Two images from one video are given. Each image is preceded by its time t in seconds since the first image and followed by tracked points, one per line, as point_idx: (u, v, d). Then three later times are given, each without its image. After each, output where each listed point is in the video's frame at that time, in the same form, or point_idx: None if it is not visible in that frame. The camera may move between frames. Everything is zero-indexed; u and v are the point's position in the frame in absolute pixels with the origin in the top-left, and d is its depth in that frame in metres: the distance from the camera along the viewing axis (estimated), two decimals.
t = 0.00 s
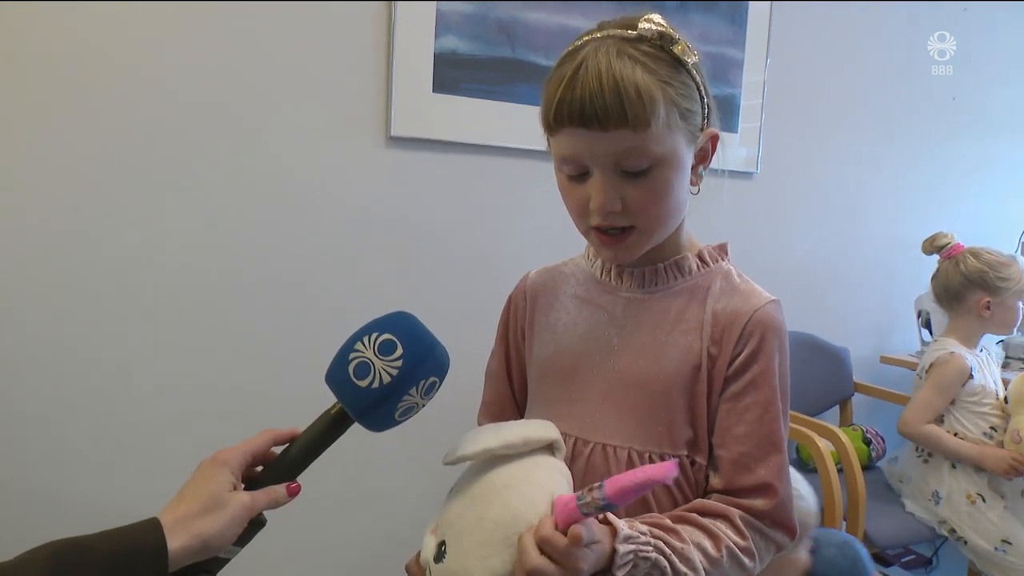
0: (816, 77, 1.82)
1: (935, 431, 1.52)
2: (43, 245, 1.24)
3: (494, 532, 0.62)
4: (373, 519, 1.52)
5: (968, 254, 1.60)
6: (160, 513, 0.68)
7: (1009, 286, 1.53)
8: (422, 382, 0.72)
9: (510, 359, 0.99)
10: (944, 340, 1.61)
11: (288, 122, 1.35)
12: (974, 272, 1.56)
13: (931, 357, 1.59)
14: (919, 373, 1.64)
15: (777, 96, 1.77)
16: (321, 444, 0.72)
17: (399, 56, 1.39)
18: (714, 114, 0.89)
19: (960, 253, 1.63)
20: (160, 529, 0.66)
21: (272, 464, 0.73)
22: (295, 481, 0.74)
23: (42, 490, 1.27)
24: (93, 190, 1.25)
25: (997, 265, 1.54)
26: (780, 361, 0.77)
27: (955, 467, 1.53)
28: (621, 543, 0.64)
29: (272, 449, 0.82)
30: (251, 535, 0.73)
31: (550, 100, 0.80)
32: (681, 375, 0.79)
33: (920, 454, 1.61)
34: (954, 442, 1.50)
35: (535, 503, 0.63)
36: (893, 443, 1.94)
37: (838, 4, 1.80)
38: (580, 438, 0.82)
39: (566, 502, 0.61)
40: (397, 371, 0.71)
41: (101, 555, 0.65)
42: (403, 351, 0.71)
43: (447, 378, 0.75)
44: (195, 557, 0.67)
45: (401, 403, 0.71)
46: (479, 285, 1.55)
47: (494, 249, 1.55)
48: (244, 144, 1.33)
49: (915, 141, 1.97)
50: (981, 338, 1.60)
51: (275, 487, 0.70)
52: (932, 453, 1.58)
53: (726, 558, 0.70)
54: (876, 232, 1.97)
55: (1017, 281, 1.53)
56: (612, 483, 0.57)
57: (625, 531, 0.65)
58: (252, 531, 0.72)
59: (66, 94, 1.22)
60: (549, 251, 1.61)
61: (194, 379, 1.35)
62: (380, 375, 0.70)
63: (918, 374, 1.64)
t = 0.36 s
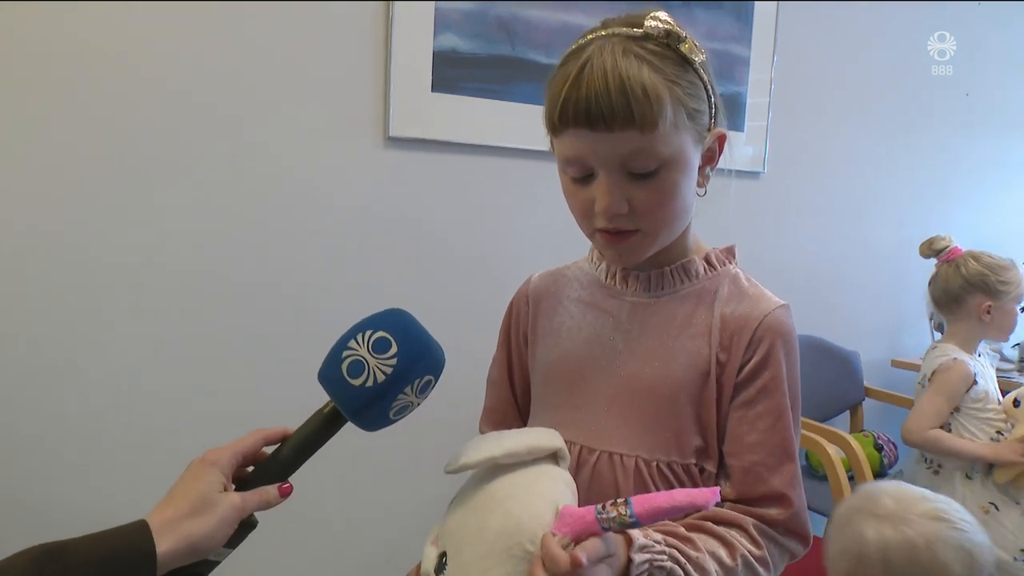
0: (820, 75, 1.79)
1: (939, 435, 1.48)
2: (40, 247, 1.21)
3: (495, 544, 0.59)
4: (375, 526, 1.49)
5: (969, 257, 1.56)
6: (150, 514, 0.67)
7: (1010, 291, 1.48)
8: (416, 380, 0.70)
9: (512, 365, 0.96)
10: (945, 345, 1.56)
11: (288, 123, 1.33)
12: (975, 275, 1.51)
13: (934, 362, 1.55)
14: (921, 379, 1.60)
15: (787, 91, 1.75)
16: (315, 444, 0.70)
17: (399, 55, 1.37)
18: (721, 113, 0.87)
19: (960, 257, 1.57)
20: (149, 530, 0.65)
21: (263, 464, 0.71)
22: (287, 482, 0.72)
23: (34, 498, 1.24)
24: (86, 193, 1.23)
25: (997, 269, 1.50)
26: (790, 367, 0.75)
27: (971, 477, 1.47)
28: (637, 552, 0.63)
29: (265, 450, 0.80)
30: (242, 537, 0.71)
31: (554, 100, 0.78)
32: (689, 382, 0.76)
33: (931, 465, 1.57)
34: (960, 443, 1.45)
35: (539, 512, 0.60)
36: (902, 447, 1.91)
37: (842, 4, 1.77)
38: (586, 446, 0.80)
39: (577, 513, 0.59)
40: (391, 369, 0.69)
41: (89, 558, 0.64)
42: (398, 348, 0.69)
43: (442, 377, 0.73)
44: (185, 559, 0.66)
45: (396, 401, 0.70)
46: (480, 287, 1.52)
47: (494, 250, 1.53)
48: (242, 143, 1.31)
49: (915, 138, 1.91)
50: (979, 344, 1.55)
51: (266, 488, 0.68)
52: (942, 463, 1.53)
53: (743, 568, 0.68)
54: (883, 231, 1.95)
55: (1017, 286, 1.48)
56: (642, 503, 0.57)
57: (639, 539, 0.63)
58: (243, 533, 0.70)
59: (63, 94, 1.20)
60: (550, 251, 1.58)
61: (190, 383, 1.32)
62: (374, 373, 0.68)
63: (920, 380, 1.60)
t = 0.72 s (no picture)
0: (826, 71, 1.77)
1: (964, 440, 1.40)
2: (41, 243, 1.21)
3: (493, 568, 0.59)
4: (377, 525, 1.48)
5: (962, 256, 1.56)
6: (142, 480, 0.67)
7: (1003, 289, 1.50)
8: (415, 369, 0.72)
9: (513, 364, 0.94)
10: (940, 345, 1.54)
11: (291, 122, 1.33)
12: (970, 273, 1.52)
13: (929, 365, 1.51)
14: (919, 382, 1.55)
15: (792, 87, 1.73)
16: (314, 424, 0.71)
17: (400, 52, 1.36)
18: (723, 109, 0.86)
19: (953, 257, 1.57)
20: (141, 498, 0.64)
21: (256, 441, 0.72)
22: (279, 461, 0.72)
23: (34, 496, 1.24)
24: (85, 190, 1.23)
25: (988, 267, 1.51)
26: (795, 365, 0.73)
27: (977, 479, 1.46)
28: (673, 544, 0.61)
29: (260, 429, 0.81)
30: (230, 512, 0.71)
31: (556, 96, 0.77)
32: (693, 380, 0.75)
33: (936, 468, 1.52)
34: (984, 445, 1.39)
35: (540, 539, 0.59)
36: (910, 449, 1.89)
37: None
38: (590, 445, 0.78)
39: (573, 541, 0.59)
40: (391, 356, 0.71)
41: (80, 523, 0.63)
42: (399, 337, 0.71)
43: (441, 370, 0.76)
44: (175, 529, 0.66)
45: (393, 390, 0.72)
46: (481, 285, 1.51)
47: (495, 249, 1.52)
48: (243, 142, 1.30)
49: (918, 139, 1.90)
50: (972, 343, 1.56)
51: (258, 464, 0.69)
52: (948, 466, 1.49)
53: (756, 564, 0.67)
54: (889, 229, 1.93)
55: (1010, 285, 1.51)
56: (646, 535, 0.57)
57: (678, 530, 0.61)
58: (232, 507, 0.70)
59: (65, 90, 1.20)
60: (551, 250, 1.57)
61: (190, 382, 1.32)
62: (374, 359, 0.70)
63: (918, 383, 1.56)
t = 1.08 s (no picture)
0: (827, 69, 1.76)
1: (972, 443, 1.37)
2: (43, 244, 1.22)
3: None
4: (378, 524, 1.49)
5: (961, 256, 1.55)
6: (140, 472, 0.67)
7: (996, 290, 1.48)
8: (415, 361, 0.73)
9: (513, 364, 0.93)
10: (941, 346, 1.54)
11: (290, 123, 1.33)
12: (961, 274, 1.52)
13: (929, 366, 1.50)
14: (919, 384, 1.54)
15: (794, 85, 1.72)
16: (313, 415, 0.72)
17: (400, 52, 1.36)
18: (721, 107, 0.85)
19: (955, 256, 1.56)
20: (138, 490, 0.65)
21: (254, 432, 0.73)
22: (278, 451, 0.73)
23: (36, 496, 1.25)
24: (87, 192, 1.23)
25: (987, 266, 1.50)
26: (794, 364, 0.73)
27: (975, 481, 1.44)
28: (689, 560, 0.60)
29: (259, 420, 0.83)
30: (229, 504, 0.72)
31: (555, 95, 0.77)
32: (692, 379, 0.74)
33: (935, 471, 1.52)
34: (996, 448, 1.36)
35: (556, 558, 0.59)
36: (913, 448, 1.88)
37: None
38: (590, 444, 0.78)
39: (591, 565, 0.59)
40: (391, 347, 0.71)
41: (78, 515, 0.63)
42: (399, 328, 0.72)
43: (440, 361, 0.76)
44: (173, 521, 0.67)
45: (392, 381, 0.72)
46: (480, 285, 1.51)
47: (495, 249, 1.52)
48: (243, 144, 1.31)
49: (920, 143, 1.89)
50: (976, 347, 1.54)
51: (257, 456, 0.70)
52: (946, 469, 1.48)
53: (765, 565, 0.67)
54: (892, 228, 1.91)
55: (1009, 287, 1.48)
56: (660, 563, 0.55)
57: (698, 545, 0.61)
58: (231, 498, 0.71)
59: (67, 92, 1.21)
60: (550, 250, 1.57)
61: (191, 382, 1.33)
62: (373, 350, 0.71)
63: (917, 384, 1.55)
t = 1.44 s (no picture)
0: (828, 73, 1.76)
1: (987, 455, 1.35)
2: (42, 251, 1.20)
3: None
4: (376, 528, 1.49)
5: (990, 270, 1.48)
6: (151, 478, 0.68)
7: (996, 307, 1.44)
8: (422, 369, 0.73)
9: (514, 370, 0.92)
10: (952, 355, 1.51)
11: (290, 127, 1.32)
12: (967, 286, 1.49)
13: (937, 373, 1.49)
14: (922, 392, 1.53)
15: (794, 89, 1.73)
16: (322, 423, 0.73)
17: (402, 59, 1.37)
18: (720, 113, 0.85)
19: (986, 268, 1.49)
20: (149, 498, 0.65)
21: (263, 440, 0.74)
22: (286, 459, 0.74)
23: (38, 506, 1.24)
24: (88, 199, 1.22)
25: (997, 281, 1.45)
26: (794, 370, 0.73)
27: (965, 492, 1.43)
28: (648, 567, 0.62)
29: (266, 427, 0.83)
30: (238, 511, 0.73)
31: (554, 102, 0.77)
32: (691, 384, 0.74)
33: (929, 484, 1.49)
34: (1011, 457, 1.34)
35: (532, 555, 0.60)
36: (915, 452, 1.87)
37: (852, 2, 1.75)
38: (589, 450, 0.78)
39: (564, 567, 0.59)
40: (399, 355, 0.72)
41: (88, 523, 0.64)
42: (407, 335, 0.73)
43: (447, 368, 0.77)
44: (182, 529, 0.67)
45: (399, 389, 0.73)
46: (481, 290, 1.52)
47: (496, 254, 1.52)
48: (246, 150, 1.30)
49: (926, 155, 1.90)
50: (985, 364, 1.49)
51: (265, 464, 0.71)
52: (940, 481, 1.46)
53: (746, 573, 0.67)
54: (894, 232, 1.91)
55: (1015, 307, 1.42)
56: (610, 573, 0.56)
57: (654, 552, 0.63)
58: (239, 507, 0.72)
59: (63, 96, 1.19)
60: (551, 255, 1.58)
61: (194, 390, 1.32)
62: (382, 358, 0.71)
63: (919, 393, 1.54)
